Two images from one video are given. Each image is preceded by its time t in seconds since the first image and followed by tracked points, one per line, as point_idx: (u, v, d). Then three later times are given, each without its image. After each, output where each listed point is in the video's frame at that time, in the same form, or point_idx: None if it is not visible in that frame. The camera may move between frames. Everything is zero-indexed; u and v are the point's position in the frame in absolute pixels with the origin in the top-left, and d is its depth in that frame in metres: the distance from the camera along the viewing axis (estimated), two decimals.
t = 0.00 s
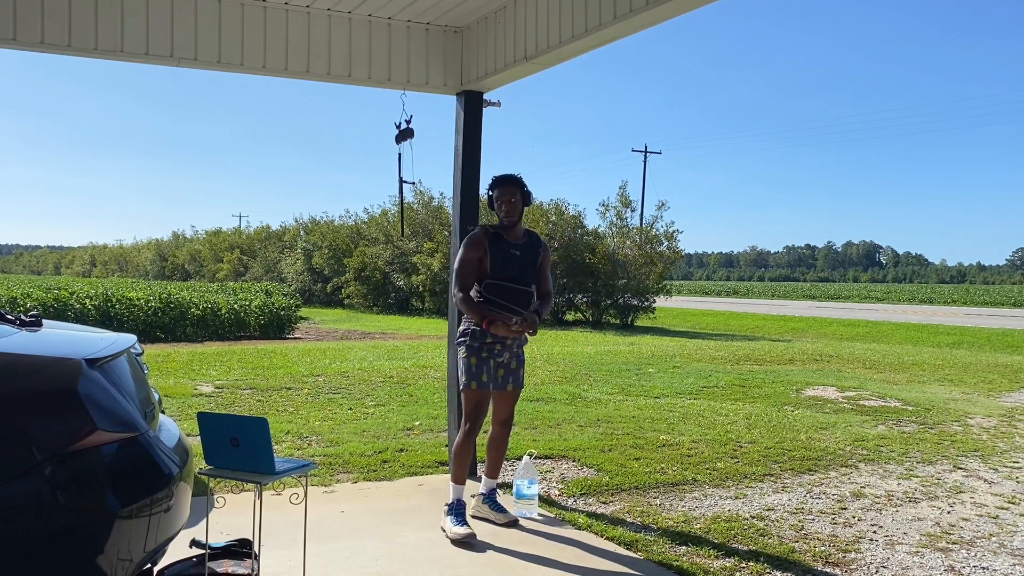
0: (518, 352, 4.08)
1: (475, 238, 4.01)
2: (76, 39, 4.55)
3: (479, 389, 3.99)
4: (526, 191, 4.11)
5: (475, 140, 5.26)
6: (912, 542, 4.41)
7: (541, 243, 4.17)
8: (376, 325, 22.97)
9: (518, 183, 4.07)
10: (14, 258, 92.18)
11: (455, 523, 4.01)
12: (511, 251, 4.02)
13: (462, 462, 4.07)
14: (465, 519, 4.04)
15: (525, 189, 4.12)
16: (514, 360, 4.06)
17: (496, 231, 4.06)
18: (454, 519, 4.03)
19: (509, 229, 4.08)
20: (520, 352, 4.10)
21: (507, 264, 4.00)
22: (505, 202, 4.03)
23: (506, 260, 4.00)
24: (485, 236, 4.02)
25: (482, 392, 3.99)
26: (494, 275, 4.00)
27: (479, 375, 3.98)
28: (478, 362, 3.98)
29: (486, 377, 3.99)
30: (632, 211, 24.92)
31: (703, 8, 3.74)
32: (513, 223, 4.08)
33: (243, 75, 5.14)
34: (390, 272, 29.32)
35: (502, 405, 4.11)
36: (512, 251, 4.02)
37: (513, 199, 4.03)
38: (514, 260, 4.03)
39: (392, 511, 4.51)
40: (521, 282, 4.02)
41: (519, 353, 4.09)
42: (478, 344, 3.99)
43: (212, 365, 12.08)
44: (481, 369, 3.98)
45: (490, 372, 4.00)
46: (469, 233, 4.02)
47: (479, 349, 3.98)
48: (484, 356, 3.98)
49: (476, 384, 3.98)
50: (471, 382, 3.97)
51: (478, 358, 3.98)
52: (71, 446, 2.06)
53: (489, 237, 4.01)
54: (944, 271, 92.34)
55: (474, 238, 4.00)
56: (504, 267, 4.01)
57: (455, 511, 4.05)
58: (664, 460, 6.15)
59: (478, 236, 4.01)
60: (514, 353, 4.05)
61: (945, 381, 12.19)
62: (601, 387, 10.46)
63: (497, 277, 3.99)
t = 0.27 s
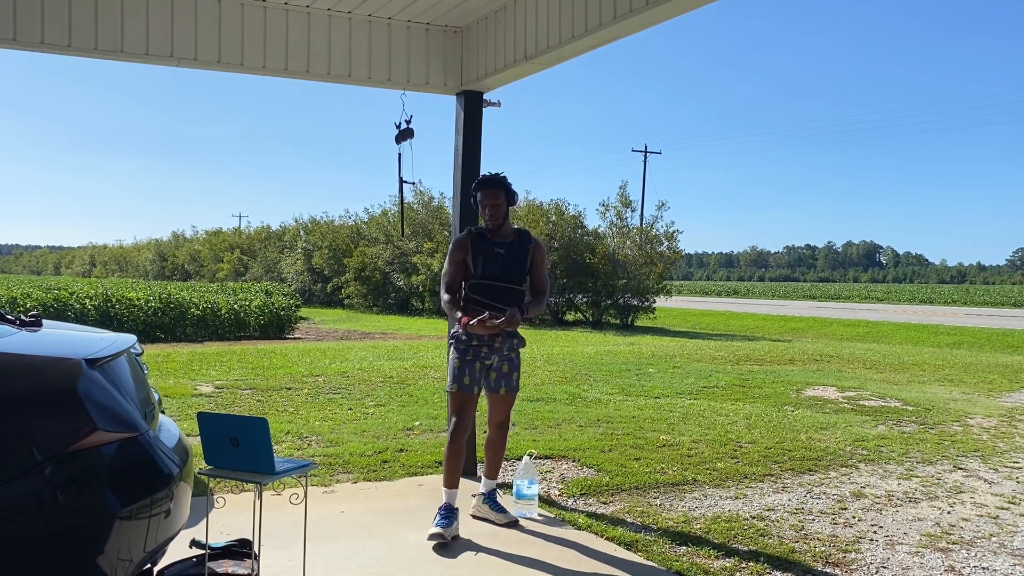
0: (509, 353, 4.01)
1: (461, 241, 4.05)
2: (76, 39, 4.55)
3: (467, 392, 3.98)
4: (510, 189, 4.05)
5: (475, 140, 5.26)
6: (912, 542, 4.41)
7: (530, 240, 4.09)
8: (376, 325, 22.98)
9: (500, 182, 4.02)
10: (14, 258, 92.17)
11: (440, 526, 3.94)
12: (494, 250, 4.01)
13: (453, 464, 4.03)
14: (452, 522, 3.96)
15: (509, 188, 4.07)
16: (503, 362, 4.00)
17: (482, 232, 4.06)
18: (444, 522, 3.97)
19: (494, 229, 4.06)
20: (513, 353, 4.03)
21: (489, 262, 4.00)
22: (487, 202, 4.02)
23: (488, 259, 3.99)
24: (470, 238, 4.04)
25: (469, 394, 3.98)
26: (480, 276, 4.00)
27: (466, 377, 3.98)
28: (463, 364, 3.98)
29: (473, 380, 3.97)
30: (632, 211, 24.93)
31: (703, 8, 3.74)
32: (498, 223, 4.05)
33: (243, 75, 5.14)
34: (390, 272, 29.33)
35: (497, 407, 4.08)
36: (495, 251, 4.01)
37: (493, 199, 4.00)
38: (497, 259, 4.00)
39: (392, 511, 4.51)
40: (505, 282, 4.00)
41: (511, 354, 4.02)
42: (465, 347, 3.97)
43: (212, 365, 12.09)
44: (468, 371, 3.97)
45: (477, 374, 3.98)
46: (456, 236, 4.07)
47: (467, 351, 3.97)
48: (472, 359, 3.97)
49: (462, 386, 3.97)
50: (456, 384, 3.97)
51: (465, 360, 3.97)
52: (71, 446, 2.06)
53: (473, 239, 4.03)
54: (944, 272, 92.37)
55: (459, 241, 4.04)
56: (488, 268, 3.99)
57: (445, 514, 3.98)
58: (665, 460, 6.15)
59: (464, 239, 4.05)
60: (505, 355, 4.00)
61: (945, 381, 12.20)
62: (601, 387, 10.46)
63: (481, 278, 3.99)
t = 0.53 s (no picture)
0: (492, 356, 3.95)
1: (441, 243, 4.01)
2: (76, 39, 4.55)
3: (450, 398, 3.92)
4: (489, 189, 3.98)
5: (475, 140, 5.25)
6: (912, 542, 4.41)
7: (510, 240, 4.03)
8: (376, 325, 22.99)
9: (478, 182, 3.95)
10: (14, 258, 92.14)
11: (439, 533, 3.87)
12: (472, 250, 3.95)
13: (446, 471, 4.01)
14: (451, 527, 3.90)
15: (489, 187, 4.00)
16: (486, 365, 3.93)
17: (462, 233, 4.00)
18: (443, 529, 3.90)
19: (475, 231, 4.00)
20: (497, 355, 3.97)
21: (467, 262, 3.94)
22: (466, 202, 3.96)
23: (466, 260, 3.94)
24: (450, 239, 3.99)
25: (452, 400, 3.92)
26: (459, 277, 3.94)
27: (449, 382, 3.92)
28: (445, 370, 3.91)
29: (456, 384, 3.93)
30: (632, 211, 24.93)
31: (703, 8, 3.74)
32: (477, 223, 3.98)
33: (243, 75, 5.14)
34: (390, 272, 29.33)
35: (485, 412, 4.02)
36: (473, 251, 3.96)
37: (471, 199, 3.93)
38: (477, 260, 3.95)
39: (392, 512, 4.51)
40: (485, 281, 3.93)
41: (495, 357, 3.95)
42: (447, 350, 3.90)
43: (212, 365, 12.09)
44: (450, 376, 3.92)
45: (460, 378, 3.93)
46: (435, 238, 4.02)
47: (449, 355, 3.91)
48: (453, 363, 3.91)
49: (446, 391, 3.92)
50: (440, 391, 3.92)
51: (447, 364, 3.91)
52: (71, 446, 2.06)
53: (452, 240, 3.98)
54: (944, 272, 92.39)
55: (437, 242, 4.00)
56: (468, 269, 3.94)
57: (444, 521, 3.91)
58: (665, 460, 6.15)
59: (443, 241, 4.00)
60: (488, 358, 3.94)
61: (945, 381, 12.20)
62: (601, 387, 10.47)
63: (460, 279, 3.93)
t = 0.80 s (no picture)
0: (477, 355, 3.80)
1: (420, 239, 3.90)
2: (76, 39, 4.54)
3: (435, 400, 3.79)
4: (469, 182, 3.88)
5: (475, 140, 5.26)
6: (912, 542, 4.41)
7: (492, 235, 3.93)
8: (376, 325, 23.03)
9: (456, 174, 3.85)
10: (14, 258, 92.15)
11: (439, 533, 3.86)
12: (452, 245, 3.85)
13: (441, 471, 3.88)
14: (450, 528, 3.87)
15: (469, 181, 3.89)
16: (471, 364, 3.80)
17: (441, 228, 3.90)
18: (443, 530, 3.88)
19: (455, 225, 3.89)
20: (482, 353, 3.82)
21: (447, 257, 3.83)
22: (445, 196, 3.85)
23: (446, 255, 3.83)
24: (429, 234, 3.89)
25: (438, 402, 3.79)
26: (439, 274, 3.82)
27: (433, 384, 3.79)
28: (428, 375, 3.78)
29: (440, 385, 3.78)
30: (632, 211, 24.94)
31: (703, 8, 3.74)
32: (456, 217, 3.87)
33: (243, 75, 5.14)
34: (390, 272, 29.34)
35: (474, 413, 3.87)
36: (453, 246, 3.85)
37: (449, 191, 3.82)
38: (457, 255, 3.84)
39: (392, 512, 4.51)
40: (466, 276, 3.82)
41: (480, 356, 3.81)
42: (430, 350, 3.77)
43: (212, 365, 12.10)
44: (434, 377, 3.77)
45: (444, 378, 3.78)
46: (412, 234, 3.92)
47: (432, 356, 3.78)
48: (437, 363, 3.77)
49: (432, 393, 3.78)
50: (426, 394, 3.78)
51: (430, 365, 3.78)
52: (71, 446, 2.06)
53: (432, 235, 3.87)
54: (944, 272, 92.41)
55: (416, 238, 3.89)
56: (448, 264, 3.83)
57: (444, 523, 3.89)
58: (665, 460, 6.16)
59: (422, 236, 3.90)
60: (471, 357, 3.79)
61: (944, 381, 12.20)
62: (601, 387, 10.47)
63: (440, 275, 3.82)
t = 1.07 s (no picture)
0: (462, 357, 3.64)
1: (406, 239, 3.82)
2: (76, 39, 4.54)
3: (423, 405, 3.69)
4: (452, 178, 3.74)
5: (475, 140, 5.26)
6: (912, 542, 4.41)
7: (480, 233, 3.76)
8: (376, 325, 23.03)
9: (438, 172, 3.73)
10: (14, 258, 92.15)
11: (439, 533, 3.87)
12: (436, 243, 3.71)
13: (436, 473, 3.88)
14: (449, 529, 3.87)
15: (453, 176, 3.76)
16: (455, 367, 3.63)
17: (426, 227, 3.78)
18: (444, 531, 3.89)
19: (442, 222, 3.76)
20: (466, 357, 3.65)
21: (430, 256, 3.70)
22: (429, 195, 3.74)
23: (429, 254, 3.70)
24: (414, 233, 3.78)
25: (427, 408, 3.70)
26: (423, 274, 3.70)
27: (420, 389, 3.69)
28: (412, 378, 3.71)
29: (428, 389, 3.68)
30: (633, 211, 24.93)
31: (703, 7, 3.74)
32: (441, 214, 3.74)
33: (243, 75, 5.14)
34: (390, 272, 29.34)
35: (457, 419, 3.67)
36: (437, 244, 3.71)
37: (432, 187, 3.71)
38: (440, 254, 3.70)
39: (393, 512, 4.51)
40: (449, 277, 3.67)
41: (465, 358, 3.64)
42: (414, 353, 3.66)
43: (212, 365, 12.11)
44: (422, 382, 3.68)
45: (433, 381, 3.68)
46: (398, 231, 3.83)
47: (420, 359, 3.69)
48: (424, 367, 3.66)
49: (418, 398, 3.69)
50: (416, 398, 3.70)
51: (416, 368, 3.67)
52: (71, 446, 2.06)
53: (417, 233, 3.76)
54: (944, 271, 92.42)
55: (405, 236, 3.80)
56: (432, 264, 3.70)
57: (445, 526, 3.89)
58: (665, 460, 6.16)
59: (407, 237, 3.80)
60: (451, 360, 3.63)
61: (945, 381, 12.20)
62: (601, 387, 10.48)
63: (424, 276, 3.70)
